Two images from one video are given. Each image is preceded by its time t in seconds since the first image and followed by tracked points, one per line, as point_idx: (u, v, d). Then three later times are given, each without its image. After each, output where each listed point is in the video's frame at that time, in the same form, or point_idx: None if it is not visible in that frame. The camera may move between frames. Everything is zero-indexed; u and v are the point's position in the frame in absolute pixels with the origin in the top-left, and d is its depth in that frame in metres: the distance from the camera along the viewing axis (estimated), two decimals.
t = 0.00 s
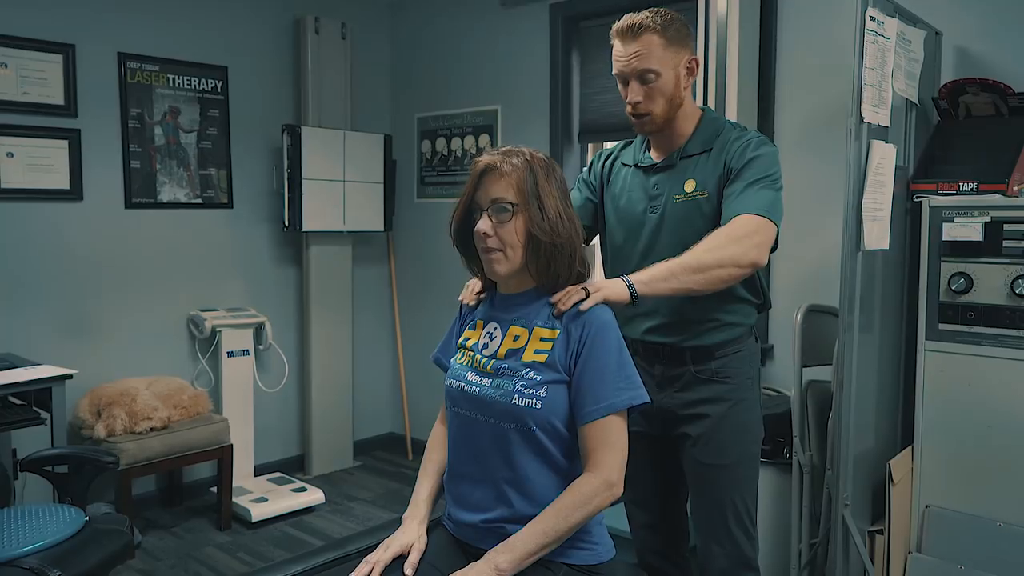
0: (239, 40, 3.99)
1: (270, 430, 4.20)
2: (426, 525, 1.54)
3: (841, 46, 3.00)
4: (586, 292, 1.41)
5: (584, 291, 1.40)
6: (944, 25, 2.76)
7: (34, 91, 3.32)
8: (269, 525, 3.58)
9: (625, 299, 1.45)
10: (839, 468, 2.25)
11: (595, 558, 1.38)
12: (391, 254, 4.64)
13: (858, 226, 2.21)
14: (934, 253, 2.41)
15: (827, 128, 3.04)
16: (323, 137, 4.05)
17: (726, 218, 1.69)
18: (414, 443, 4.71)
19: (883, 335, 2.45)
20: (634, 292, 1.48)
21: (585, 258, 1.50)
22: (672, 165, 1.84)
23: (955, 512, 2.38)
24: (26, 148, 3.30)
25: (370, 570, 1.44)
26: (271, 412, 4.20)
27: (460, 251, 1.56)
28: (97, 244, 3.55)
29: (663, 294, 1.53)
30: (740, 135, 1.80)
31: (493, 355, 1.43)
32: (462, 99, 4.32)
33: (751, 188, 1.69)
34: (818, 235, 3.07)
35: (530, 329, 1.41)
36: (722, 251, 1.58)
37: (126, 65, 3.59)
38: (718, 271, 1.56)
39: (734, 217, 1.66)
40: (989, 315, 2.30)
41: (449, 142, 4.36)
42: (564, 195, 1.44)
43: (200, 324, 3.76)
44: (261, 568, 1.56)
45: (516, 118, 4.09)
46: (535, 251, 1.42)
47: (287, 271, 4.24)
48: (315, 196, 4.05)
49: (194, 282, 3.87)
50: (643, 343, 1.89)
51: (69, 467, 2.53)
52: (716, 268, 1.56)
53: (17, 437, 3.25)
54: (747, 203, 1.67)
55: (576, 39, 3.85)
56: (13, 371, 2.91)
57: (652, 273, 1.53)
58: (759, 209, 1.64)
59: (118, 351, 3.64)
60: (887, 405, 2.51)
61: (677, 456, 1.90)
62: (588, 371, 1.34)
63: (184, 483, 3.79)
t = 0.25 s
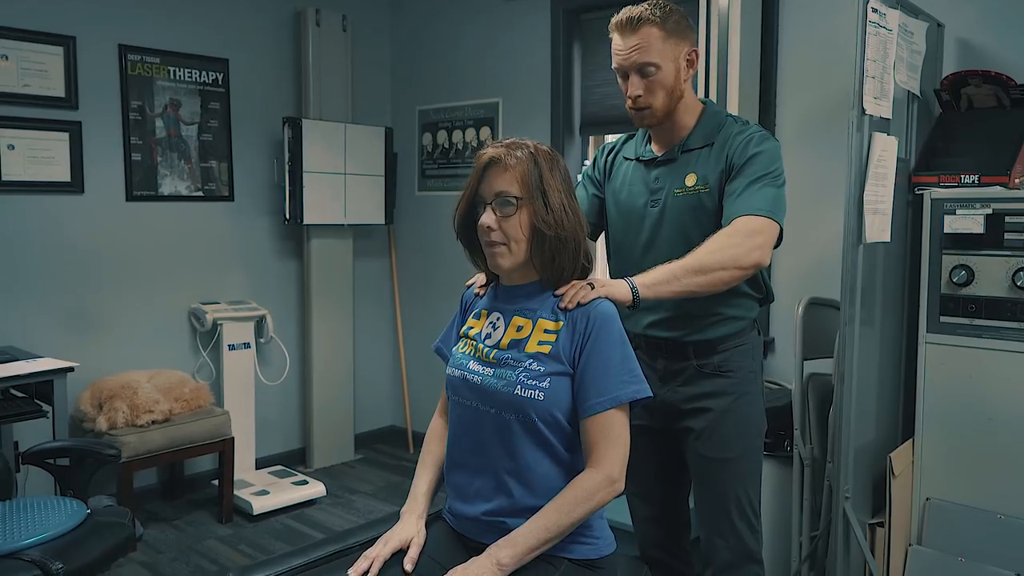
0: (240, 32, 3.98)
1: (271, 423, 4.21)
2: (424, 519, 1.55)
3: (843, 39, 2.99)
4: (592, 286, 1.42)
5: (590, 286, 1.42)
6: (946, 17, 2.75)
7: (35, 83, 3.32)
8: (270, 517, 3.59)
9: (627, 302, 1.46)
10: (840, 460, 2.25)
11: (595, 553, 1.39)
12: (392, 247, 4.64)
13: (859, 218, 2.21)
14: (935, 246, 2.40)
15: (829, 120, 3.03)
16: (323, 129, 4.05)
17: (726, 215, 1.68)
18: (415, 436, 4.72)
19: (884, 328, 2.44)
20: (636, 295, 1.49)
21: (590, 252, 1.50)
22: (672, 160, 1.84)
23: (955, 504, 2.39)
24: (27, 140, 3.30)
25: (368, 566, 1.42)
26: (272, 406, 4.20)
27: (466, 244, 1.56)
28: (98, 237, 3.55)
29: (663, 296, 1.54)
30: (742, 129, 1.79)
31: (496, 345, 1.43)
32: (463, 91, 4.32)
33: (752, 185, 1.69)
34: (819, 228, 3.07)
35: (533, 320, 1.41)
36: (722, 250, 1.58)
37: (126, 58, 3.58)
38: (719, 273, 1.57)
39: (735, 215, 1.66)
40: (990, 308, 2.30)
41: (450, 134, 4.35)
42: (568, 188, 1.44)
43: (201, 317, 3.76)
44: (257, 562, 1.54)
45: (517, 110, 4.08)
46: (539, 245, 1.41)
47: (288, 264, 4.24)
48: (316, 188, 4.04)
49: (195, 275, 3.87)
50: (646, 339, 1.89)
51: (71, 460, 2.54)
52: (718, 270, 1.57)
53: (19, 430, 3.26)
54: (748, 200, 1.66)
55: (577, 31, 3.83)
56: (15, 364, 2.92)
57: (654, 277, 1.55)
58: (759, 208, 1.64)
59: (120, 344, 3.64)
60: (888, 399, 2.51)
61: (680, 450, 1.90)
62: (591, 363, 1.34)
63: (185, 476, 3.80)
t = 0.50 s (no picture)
0: (239, 28, 3.97)
1: (272, 419, 4.21)
2: (425, 515, 1.55)
3: (844, 34, 2.98)
4: (590, 282, 1.42)
5: (589, 281, 1.42)
6: (947, 12, 2.75)
7: (35, 79, 3.31)
8: (270, 513, 3.59)
9: (625, 299, 1.46)
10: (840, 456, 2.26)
11: (595, 549, 1.39)
12: (392, 244, 4.64)
13: (859, 214, 2.21)
14: (936, 242, 2.40)
15: (830, 116, 3.02)
16: (323, 125, 4.04)
17: (726, 215, 1.68)
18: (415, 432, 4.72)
19: (884, 324, 2.44)
20: (635, 292, 1.49)
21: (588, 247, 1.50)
22: (669, 158, 1.83)
23: (955, 500, 2.39)
24: (27, 137, 3.30)
25: (368, 562, 1.43)
26: (273, 402, 4.20)
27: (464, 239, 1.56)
28: (98, 233, 3.55)
29: (662, 294, 1.54)
30: (738, 125, 1.78)
31: (494, 338, 1.43)
32: (463, 87, 4.31)
33: (750, 183, 1.68)
34: (819, 224, 3.07)
35: (531, 313, 1.42)
36: (719, 248, 1.58)
37: (126, 53, 3.58)
38: (718, 271, 1.57)
39: (734, 214, 1.66)
40: (990, 304, 2.30)
41: (450, 131, 4.35)
42: (566, 184, 1.44)
43: (201, 313, 3.76)
44: (258, 558, 1.54)
45: (517, 107, 4.08)
46: (538, 240, 1.41)
47: (288, 260, 4.24)
48: (317, 185, 4.04)
49: (195, 271, 3.87)
50: (650, 337, 1.89)
51: (71, 456, 2.54)
52: (717, 268, 1.57)
53: (20, 426, 3.26)
54: (746, 199, 1.66)
55: (577, 27, 3.83)
56: (16, 360, 2.92)
57: (653, 275, 1.54)
58: (758, 206, 1.64)
59: (120, 340, 3.65)
60: (888, 395, 2.51)
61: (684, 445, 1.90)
62: (589, 357, 1.34)
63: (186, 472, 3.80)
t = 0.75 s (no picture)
0: (239, 30, 3.97)
1: (272, 420, 4.21)
2: (424, 518, 1.55)
3: (844, 36, 2.99)
4: (585, 281, 1.42)
5: (583, 280, 1.42)
6: (946, 14, 2.75)
7: (35, 81, 3.31)
8: (270, 515, 3.59)
9: (619, 298, 1.46)
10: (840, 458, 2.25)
11: (594, 550, 1.39)
12: (392, 246, 4.64)
13: (859, 216, 2.21)
14: (935, 244, 2.40)
15: (829, 118, 3.02)
16: (323, 127, 4.04)
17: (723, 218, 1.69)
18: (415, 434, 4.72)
19: (884, 325, 2.44)
20: (630, 294, 1.49)
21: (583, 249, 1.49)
22: (666, 163, 1.83)
23: (955, 502, 2.39)
24: (27, 138, 3.30)
25: (367, 565, 1.43)
26: (272, 403, 4.20)
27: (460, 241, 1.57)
28: (98, 235, 3.55)
29: (658, 295, 1.53)
30: (733, 128, 1.78)
31: (489, 337, 1.43)
32: (463, 89, 4.31)
33: (746, 185, 1.68)
34: (819, 226, 3.07)
35: (525, 312, 1.42)
36: (715, 250, 1.58)
37: (126, 55, 3.58)
38: (715, 273, 1.57)
39: (731, 218, 1.66)
40: (990, 306, 2.30)
41: (450, 132, 4.35)
42: (561, 183, 1.44)
43: (201, 315, 3.76)
44: (258, 560, 1.54)
45: (516, 108, 4.08)
46: (532, 240, 1.41)
47: (288, 261, 4.24)
48: (316, 186, 4.04)
49: (195, 273, 3.87)
50: (654, 340, 1.88)
51: (71, 458, 2.54)
52: (713, 270, 1.57)
53: (19, 428, 3.26)
54: (742, 202, 1.66)
55: (576, 28, 3.83)
56: (15, 362, 2.92)
57: (649, 276, 1.54)
58: (755, 208, 1.64)
59: (120, 341, 3.64)
60: (888, 396, 2.51)
61: (688, 447, 1.90)
62: (583, 355, 1.34)
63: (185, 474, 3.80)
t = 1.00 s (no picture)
0: (239, 31, 3.97)
1: (272, 421, 4.21)
2: (423, 519, 1.55)
3: (843, 37, 2.99)
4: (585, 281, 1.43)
5: (583, 281, 1.42)
6: (945, 16, 2.75)
7: (35, 82, 3.31)
8: (270, 517, 3.59)
9: (619, 299, 1.46)
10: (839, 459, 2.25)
11: (593, 551, 1.39)
12: (391, 247, 4.64)
13: (859, 217, 2.21)
14: (935, 245, 2.40)
15: (829, 119, 3.02)
16: (323, 128, 4.04)
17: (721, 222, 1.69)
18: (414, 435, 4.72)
19: (883, 326, 2.44)
20: (629, 297, 1.49)
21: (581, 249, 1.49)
22: (663, 168, 1.83)
23: (955, 503, 2.39)
24: (26, 140, 3.30)
25: (367, 565, 1.43)
26: (272, 405, 4.20)
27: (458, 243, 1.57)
28: (98, 236, 3.55)
29: (656, 299, 1.53)
30: (729, 130, 1.78)
31: (487, 336, 1.43)
32: (463, 90, 4.31)
33: (743, 189, 1.69)
34: (819, 227, 3.07)
35: (524, 310, 1.42)
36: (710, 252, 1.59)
37: (126, 56, 3.58)
38: (712, 277, 1.57)
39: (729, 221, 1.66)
40: (989, 307, 2.30)
41: (450, 133, 4.35)
42: (558, 183, 1.44)
43: (201, 316, 3.76)
44: (257, 561, 1.54)
45: (516, 110, 4.08)
46: (529, 239, 1.41)
47: (288, 262, 4.24)
48: (317, 187, 4.04)
49: (194, 274, 3.87)
50: (656, 342, 1.88)
51: (70, 459, 2.54)
52: (712, 275, 1.57)
53: (18, 429, 3.26)
54: (741, 204, 1.66)
55: (576, 30, 3.83)
56: (15, 363, 2.92)
57: (645, 280, 1.54)
58: (752, 211, 1.64)
59: (119, 342, 3.64)
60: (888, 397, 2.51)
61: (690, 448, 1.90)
62: (582, 353, 1.34)
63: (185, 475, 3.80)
